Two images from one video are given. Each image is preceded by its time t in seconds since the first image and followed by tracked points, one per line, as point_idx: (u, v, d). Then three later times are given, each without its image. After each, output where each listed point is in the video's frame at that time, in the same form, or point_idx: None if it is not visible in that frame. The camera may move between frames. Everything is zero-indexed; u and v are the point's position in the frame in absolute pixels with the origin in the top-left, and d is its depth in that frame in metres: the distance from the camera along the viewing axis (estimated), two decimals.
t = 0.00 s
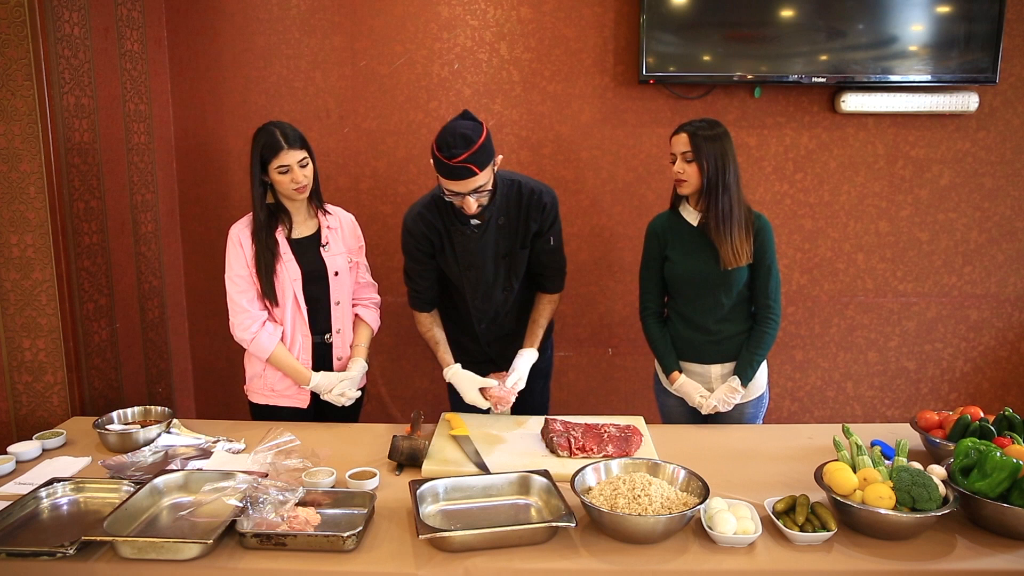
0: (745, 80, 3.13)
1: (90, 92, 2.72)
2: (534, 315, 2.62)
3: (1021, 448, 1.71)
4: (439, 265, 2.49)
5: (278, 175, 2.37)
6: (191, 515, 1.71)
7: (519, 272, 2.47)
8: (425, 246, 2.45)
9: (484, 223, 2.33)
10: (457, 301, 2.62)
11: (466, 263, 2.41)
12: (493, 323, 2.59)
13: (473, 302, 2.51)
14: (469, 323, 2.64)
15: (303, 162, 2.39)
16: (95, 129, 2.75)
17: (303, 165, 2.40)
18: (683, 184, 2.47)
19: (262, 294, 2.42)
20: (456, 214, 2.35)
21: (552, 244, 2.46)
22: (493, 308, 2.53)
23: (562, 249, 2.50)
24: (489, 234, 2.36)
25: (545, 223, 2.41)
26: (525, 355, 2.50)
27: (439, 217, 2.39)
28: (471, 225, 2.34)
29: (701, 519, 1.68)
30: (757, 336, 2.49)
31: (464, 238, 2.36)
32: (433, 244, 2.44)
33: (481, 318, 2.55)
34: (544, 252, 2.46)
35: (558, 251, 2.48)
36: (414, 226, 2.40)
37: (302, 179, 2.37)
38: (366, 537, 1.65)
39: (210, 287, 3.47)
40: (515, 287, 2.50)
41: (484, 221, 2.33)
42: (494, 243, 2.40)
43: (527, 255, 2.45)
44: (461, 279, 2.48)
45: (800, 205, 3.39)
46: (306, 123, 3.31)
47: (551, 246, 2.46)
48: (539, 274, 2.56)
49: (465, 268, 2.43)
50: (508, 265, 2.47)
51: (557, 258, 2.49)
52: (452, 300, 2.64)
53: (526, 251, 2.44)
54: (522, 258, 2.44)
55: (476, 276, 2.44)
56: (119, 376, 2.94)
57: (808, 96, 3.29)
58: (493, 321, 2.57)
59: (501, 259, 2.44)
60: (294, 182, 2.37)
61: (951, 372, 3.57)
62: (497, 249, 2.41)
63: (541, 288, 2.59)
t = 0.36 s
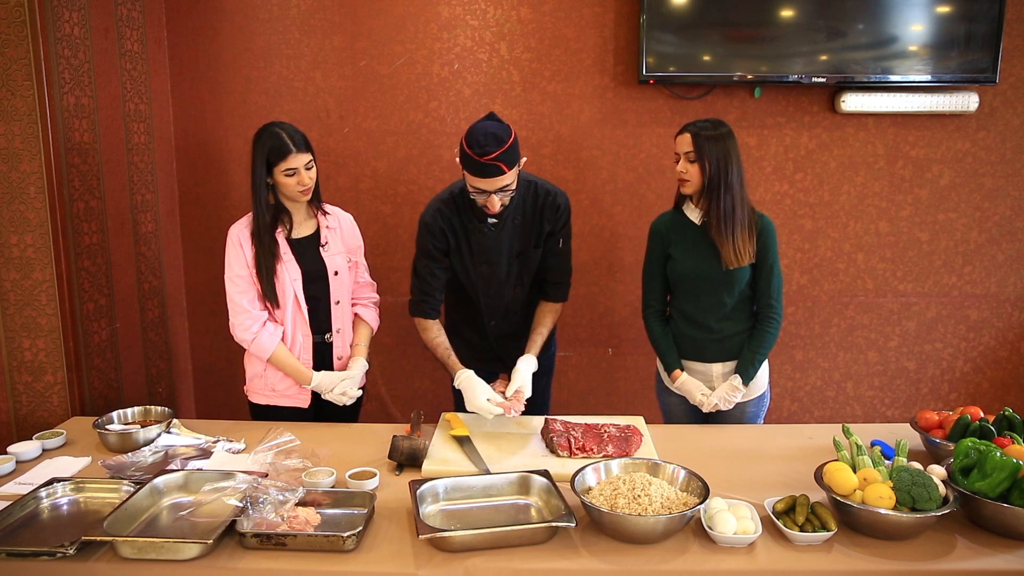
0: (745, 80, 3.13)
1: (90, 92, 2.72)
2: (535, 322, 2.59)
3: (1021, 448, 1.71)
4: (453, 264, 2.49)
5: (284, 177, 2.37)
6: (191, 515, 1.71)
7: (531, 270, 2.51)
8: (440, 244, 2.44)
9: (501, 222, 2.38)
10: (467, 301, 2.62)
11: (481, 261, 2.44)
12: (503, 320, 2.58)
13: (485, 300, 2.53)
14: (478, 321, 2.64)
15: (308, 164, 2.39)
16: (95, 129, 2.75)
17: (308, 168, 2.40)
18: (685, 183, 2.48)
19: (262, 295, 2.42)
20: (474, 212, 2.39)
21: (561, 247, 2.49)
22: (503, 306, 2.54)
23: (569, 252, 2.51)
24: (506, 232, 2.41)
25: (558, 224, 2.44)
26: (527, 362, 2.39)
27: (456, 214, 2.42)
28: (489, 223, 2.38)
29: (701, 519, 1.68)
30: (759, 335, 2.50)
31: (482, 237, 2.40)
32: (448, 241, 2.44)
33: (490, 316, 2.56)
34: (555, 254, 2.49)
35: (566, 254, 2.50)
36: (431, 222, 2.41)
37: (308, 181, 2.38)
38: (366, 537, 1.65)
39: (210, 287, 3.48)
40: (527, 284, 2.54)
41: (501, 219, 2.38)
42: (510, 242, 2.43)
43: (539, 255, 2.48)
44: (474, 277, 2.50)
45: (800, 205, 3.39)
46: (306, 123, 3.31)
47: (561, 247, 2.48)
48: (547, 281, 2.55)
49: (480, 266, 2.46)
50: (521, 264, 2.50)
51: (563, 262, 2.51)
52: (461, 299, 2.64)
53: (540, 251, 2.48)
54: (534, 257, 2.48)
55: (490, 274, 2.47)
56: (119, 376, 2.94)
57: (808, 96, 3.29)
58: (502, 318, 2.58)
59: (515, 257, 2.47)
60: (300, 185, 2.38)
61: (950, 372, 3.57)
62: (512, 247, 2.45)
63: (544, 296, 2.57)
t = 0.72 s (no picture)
0: (745, 80, 3.13)
1: (90, 93, 2.72)
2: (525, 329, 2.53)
3: (1021, 448, 1.71)
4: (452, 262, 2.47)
5: (285, 179, 2.37)
6: (191, 515, 1.71)
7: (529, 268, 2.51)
8: (441, 242, 2.40)
9: (501, 218, 2.39)
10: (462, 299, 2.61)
11: (479, 256, 2.46)
12: (499, 319, 2.61)
13: (480, 296, 2.54)
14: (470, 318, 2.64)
15: (309, 165, 2.40)
16: (95, 129, 2.75)
17: (309, 169, 2.41)
18: (692, 183, 2.47)
19: (263, 295, 2.42)
20: (474, 208, 2.39)
21: (554, 247, 2.47)
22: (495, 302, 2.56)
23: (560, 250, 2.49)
24: (504, 230, 2.42)
25: (556, 221, 2.44)
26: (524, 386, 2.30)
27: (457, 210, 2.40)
28: (488, 219, 2.39)
29: (701, 519, 1.68)
30: (762, 335, 2.50)
31: (480, 231, 2.41)
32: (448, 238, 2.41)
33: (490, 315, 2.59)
34: (544, 254, 2.47)
35: (557, 253, 2.48)
36: (433, 218, 2.37)
37: (309, 183, 2.38)
38: (366, 537, 1.65)
39: (210, 287, 3.48)
40: (521, 284, 2.55)
41: (499, 216, 2.39)
42: (508, 239, 2.45)
43: (534, 253, 2.49)
44: (471, 275, 2.51)
45: (800, 204, 3.39)
46: (306, 123, 3.31)
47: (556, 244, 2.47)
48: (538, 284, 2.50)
49: (478, 263, 2.47)
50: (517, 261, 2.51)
51: (555, 262, 2.48)
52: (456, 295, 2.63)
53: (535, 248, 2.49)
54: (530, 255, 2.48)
55: (487, 271, 2.49)
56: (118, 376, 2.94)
57: (808, 96, 3.29)
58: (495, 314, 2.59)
59: (511, 254, 2.48)
60: (301, 186, 2.38)
61: (951, 372, 3.57)
62: (509, 244, 2.46)
63: (532, 300, 2.52)
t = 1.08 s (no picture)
0: (745, 80, 3.13)
1: (90, 93, 2.72)
2: (528, 322, 2.59)
3: (1021, 448, 1.71)
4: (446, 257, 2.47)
5: (283, 180, 2.37)
6: (191, 515, 1.71)
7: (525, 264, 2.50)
8: (436, 236, 2.40)
9: (496, 213, 2.40)
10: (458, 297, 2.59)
11: (475, 253, 2.44)
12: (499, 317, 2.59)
13: (476, 294, 2.51)
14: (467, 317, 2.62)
15: (308, 165, 2.40)
16: (95, 129, 2.75)
17: (308, 170, 2.41)
18: (695, 184, 2.47)
19: (262, 296, 2.42)
20: (470, 203, 2.39)
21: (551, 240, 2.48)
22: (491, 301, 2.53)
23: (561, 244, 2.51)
24: (499, 225, 2.41)
25: (552, 215, 2.45)
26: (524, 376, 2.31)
27: (453, 206, 2.40)
28: (483, 213, 2.40)
29: (701, 519, 1.68)
30: (763, 334, 2.50)
31: (476, 226, 2.40)
32: (443, 233, 2.41)
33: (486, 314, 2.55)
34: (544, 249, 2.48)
35: (558, 248, 2.49)
36: (428, 213, 2.37)
37: (308, 184, 2.38)
38: (366, 537, 1.65)
39: (210, 287, 3.48)
40: (518, 282, 2.52)
41: (494, 210, 2.41)
42: (504, 235, 2.44)
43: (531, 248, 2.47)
44: (467, 271, 2.48)
45: (800, 204, 3.39)
46: (306, 123, 3.31)
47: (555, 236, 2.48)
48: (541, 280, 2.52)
49: (474, 259, 2.46)
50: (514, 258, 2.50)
51: (556, 258, 2.49)
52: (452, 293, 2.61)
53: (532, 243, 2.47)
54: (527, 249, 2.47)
55: (483, 267, 2.47)
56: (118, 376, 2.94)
57: (808, 96, 3.29)
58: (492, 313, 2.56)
59: (507, 250, 2.47)
60: (300, 187, 2.38)
61: (951, 372, 3.57)
62: (505, 240, 2.45)
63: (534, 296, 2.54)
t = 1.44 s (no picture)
0: (745, 80, 3.13)
1: (90, 93, 2.72)
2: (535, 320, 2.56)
3: (1021, 448, 1.71)
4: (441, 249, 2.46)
5: (282, 179, 2.37)
6: (191, 515, 1.71)
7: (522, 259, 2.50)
8: (430, 227, 2.41)
9: (491, 205, 2.41)
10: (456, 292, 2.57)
11: (471, 246, 2.44)
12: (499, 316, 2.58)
13: (473, 288, 2.49)
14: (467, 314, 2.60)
15: (307, 165, 2.40)
16: (95, 129, 2.75)
17: (307, 170, 2.41)
18: (697, 183, 2.47)
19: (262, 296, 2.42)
20: (465, 194, 2.40)
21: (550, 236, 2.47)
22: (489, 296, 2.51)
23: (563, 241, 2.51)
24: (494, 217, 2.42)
25: (549, 209, 2.45)
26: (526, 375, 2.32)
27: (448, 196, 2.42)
28: (479, 206, 2.41)
29: (701, 519, 1.68)
30: (764, 334, 2.50)
31: (472, 219, 2.40)
32: (438, 224, 2.42)
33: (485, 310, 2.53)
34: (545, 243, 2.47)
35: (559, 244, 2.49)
36: (422, 203, 2.39)
37: (307, 183, 2.38)
38: (366, 537, 1.65)
39: (210, 287, 3.48)
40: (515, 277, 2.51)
41: (490, 203, 2.42)
42: (499, 227, 2.44)
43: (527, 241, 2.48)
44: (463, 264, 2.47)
45: (800, 204, 3.39)
46: (306, 123, 3.31)
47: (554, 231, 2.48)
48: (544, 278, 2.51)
49: (470, 251, 2.44)
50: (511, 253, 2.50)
51: (558, 254, 2.48)
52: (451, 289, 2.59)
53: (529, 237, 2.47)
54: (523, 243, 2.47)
55: (480, 260, 2.45)
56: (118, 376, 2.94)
57: (808, 96, 3.29)
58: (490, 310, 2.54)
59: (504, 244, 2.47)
60: (299, 186, 2.38)
61: (951, 372, 3.57)
62: (501, 232, 2.45)
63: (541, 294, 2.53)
